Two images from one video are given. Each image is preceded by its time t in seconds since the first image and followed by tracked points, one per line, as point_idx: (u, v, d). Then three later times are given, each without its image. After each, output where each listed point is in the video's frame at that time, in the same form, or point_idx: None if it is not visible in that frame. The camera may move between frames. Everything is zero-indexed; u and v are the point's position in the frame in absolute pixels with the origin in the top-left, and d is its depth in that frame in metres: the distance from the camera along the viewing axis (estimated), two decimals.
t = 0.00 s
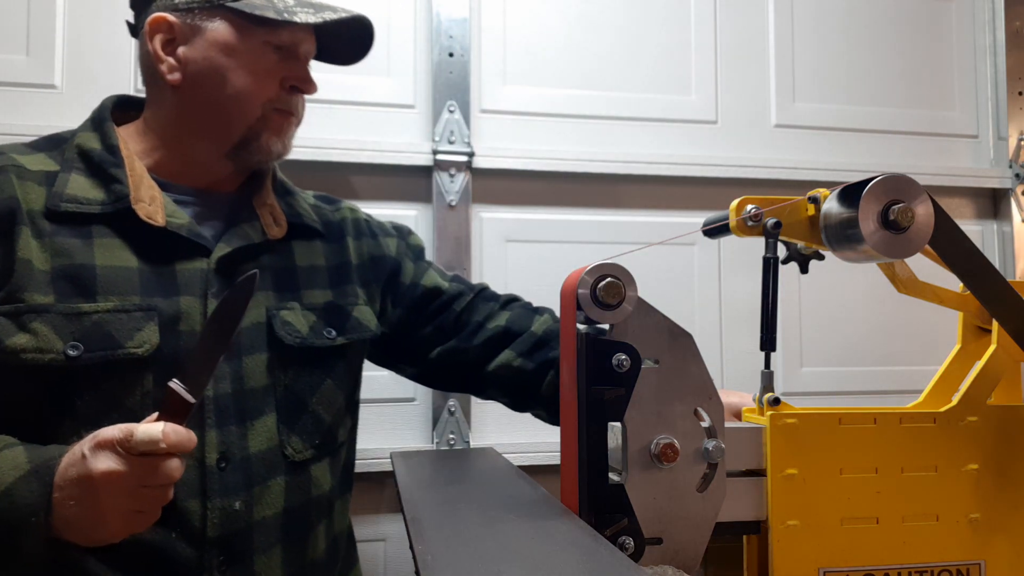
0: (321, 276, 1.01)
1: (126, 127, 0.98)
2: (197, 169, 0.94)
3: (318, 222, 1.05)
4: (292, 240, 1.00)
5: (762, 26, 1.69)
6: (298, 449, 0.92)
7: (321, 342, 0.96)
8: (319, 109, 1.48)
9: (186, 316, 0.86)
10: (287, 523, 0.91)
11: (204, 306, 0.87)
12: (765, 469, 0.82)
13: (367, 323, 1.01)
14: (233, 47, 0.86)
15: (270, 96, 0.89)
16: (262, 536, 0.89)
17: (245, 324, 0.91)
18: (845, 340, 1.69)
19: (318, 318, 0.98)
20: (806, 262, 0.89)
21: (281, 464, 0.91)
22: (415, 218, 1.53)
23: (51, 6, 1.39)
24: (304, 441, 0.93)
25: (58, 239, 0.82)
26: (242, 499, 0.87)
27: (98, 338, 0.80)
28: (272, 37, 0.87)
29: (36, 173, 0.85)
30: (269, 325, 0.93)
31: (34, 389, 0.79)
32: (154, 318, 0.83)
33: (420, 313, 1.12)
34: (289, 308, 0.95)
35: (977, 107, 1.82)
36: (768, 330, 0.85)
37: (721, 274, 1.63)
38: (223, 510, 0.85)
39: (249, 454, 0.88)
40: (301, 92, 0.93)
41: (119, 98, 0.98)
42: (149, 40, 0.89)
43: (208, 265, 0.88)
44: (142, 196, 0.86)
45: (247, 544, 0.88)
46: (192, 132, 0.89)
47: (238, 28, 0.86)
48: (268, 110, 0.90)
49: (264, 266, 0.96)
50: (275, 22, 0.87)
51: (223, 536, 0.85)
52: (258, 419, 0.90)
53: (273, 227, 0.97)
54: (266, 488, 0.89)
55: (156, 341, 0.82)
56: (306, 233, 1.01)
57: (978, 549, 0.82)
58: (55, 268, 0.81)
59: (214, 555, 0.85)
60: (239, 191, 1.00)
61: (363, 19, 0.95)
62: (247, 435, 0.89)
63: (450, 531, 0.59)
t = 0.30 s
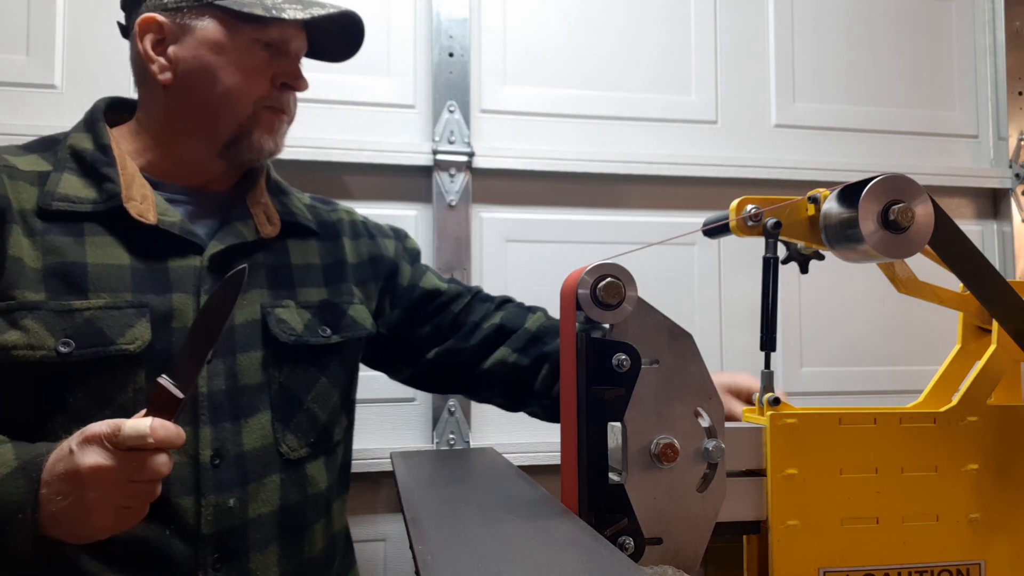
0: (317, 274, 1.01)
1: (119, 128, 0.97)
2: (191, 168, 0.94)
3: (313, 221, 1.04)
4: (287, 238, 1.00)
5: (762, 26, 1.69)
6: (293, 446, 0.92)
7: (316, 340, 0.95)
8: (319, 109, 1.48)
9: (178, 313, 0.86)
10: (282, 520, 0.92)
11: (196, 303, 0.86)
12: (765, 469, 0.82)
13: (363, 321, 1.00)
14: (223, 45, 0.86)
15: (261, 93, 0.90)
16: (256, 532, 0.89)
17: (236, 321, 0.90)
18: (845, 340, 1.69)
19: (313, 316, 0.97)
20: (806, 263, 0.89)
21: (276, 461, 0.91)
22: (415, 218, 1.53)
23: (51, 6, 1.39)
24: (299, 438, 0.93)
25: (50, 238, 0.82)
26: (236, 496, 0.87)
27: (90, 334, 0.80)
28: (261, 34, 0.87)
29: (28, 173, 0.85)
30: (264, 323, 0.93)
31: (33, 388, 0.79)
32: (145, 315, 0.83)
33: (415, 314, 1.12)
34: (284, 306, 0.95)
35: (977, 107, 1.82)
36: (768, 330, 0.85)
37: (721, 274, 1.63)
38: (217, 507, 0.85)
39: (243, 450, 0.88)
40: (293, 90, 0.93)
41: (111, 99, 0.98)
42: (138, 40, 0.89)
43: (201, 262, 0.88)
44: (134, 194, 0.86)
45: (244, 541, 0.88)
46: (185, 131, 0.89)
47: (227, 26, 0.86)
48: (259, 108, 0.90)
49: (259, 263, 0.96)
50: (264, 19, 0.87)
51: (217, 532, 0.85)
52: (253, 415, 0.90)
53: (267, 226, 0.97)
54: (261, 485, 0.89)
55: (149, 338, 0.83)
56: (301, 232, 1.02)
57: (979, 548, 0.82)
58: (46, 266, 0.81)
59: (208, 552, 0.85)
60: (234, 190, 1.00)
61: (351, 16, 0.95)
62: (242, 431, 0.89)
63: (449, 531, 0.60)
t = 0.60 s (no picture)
0: (309, 268, 1.03)
1: (102, 118, 0.94)
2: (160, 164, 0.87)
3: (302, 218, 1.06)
4: (279, 232, 1.00)
5: (762, 26, 1.69)
6: (290, 437, 0.94)
7: (311, 331, 0.98)
8: (319, 109, 1.48)
9: (168, 304, 0.85)
10: (279, 509, 0.93)
11: (186, 294, 0.86)
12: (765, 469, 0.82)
13: (352, 316, 1.04)
14: (173, 38, 0.73)
15: (208, 92, 0.75)
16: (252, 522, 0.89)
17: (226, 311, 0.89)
18: (845, 341, 1.69)
19: (307, 309, 0.99)
20: (806, 263, 0.89)
21: (273, 452, 0.92)
22: (415, 218, 1.53)
23: (51, 7, 1.39)
24: (295, 431, 0.95)
25: (35, 234, 0.81)
26: (233, 488, 0.87)
27: (79, 328, 0.79)
28: (209, 23, 0.72)
29: (10, 172, 0.84)
30: (260, 313, 0.94)
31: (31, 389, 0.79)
32: (135, 307, 0.83)
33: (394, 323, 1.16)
34: (279, 297, 0.96)
35: (977, 107, 1.82)
36: (768, 330, 0.85)
37: (721, 274, 1.63)
38: (214, 498, 0.85)
39: (239, 441, 0.88)
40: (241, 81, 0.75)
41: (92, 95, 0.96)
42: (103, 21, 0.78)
43: (193, 255, 0.87)
44: (119, 190, 0.84)
45: (243, 531, 0.88)
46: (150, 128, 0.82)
47: (178, 13, 0.72)
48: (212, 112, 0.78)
49: (252, 257, 0.96)
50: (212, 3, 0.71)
51: (215, 524, 0.85)
52: (250, 405, 0.90)
53: (258, 222, 0.96)
54: (259, 476, 0.90)
55: (140, 330, 0.82)
56: (292, 227, 1.03)
57: (979, 548, 0.82)
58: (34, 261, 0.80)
59: (206, 543, 0.84)
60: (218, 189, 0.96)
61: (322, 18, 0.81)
62: (237, 421, 0.88)
63: (449, 531, 0.59)
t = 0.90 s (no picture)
0: (308, 263, 1.02)
1: (100, 125, 0.95)
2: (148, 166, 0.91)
3: (298, 215, 1.05)
4: (276, 229, 1.00)
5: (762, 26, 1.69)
6: (301, 428, 0.93)
7: (317, 324, 0.96)
8: (319, 109, 1.48)
9: (181, 303, 0.86)
10: (294, 501, 0.92)
11: (197, 293, 0.87)
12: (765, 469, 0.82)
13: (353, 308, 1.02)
14: (138, 34, 0.84)
15: (174, 80, 0.85)
16: (270, 513, 0.88)
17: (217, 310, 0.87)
18: (845, 341, 1.69)
19: (311, 302, 0.98)
20: (806, 262, 0.89)
21: (286, 443, 0.91)
22: (414, 218, 1.53)
23: (51, 7, 1.39)
24: (306, 420, 0.94)
25: (46, 239, 0.80)
26: (251, 478, 0.87)
27: (99, 326, 0.79)
28: (171, 18, 0.84)
29: (13, 178, 0.82)
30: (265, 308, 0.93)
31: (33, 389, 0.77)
32: (150, 305, 0.83)
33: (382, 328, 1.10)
34: (284, 291, 0.96)
35: (977, 107, 1.82)
36: (768, 330, 0.85)
37: (721, 274, 1.63)
38: (234, 487, 0.85)
39: (254, 433, 0.88)
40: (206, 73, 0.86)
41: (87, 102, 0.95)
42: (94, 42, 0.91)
43: (198, 253, 0.88)
44: (124, 192, 0.84)
45: (260, 522, 0.87)
46: (131, 126, 0.88)
47: (142, 12, 0.84)
48: (179, 97, 0.86)
49: (253, 253, 0.95)
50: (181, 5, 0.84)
51: (238, 513, 0.85)
52: (261, 399, 0.90)
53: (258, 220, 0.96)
54: (273, 466, 0.90)
55: (157, 327, 0.83)
56: (287, 223, 1.02)
57: (979, 548, 0.82)
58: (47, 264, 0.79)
59: (228, 531, 0.84)
60: (216, 188, 0.98)
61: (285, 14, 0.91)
62: (250, 415, 0.89)
63: (449, 531, 0.60)
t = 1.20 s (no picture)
0: (347, 257, 0.99)
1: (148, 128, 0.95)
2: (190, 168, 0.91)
3: (337, 211, 1.02)
4: (316, 225, 0.97)
5: (762, 26, 1.69)
6: (341, 411, 0.89)
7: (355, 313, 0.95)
8: (318, 109, 1.48)
9: (225, 291, 0.84)
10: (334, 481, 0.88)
11: (241, 284, 0.84)
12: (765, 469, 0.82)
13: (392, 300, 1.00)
14: (177, 39, 0.86)
15: (212, 80, 0.86)
16: (314, 494, 0.85)
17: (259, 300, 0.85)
18: (846, 341, 1.69)
19: (348, 293, 0.96)
20: (806, 262, 0.89)
21: (326, 425, 0.87)
22: (414, 218, 1.52)
23: (51, 7, 1.39)
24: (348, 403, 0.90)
25: (99, 231, 0.79)
26: (294, 457, 0.83)
27: (150, 310, 0.77)
28: (207, 23, 0.86)
29: (68, 176, 0.81)
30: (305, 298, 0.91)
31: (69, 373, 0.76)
32: (197, 292, 0.82)
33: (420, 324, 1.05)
34: (322, 281, 0.94)
35: (977, 107, 1.82)
36: (768, 330, 0.85)
37: (721, 273, 1.63)
38: (279, 467, 0.81)
39: (297, 415, 0.85)
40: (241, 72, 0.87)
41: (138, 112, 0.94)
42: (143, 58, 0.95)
43: (239, 245, 0.86)
44: (170, 188, 0.84)
45: (301, 499, 0.83)
46: (173, 130, 0.89)
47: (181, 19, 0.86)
48: (216, 97, 0.87)
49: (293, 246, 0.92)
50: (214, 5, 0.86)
51: (281, 490, 0.81)
52: (305, 381, 0.87)
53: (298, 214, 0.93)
54: (316, 447, 0.86)
55: (203, 312, 0.81)
56: (325, 221, 0.99)
57: (979, 548, 0.82)
58: (102, 252, 0.78)
59: (271, 509, 0.80)
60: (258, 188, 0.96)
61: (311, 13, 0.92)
62: (293, 398, 0.85)
63: (450, 531, 0.60)
